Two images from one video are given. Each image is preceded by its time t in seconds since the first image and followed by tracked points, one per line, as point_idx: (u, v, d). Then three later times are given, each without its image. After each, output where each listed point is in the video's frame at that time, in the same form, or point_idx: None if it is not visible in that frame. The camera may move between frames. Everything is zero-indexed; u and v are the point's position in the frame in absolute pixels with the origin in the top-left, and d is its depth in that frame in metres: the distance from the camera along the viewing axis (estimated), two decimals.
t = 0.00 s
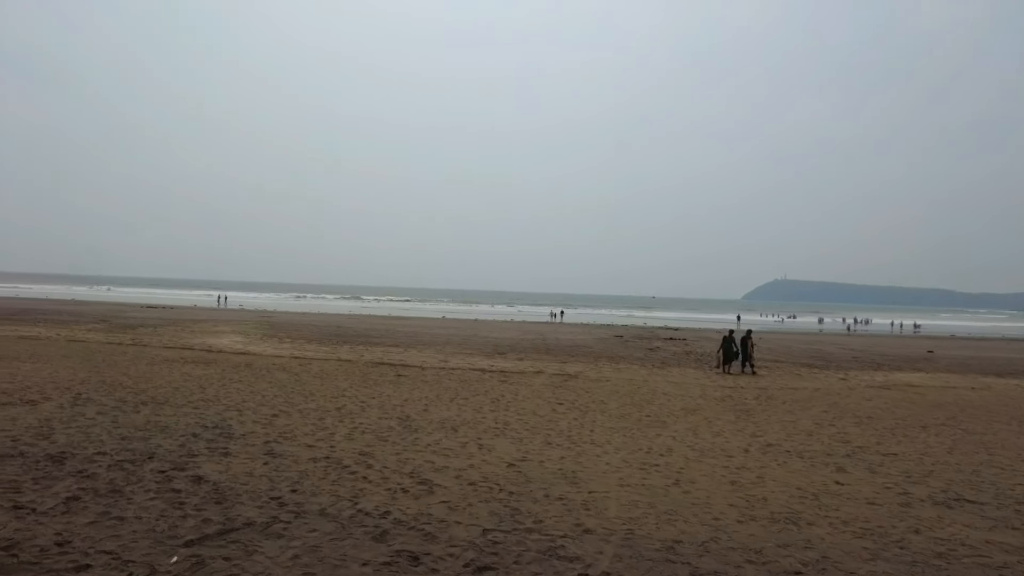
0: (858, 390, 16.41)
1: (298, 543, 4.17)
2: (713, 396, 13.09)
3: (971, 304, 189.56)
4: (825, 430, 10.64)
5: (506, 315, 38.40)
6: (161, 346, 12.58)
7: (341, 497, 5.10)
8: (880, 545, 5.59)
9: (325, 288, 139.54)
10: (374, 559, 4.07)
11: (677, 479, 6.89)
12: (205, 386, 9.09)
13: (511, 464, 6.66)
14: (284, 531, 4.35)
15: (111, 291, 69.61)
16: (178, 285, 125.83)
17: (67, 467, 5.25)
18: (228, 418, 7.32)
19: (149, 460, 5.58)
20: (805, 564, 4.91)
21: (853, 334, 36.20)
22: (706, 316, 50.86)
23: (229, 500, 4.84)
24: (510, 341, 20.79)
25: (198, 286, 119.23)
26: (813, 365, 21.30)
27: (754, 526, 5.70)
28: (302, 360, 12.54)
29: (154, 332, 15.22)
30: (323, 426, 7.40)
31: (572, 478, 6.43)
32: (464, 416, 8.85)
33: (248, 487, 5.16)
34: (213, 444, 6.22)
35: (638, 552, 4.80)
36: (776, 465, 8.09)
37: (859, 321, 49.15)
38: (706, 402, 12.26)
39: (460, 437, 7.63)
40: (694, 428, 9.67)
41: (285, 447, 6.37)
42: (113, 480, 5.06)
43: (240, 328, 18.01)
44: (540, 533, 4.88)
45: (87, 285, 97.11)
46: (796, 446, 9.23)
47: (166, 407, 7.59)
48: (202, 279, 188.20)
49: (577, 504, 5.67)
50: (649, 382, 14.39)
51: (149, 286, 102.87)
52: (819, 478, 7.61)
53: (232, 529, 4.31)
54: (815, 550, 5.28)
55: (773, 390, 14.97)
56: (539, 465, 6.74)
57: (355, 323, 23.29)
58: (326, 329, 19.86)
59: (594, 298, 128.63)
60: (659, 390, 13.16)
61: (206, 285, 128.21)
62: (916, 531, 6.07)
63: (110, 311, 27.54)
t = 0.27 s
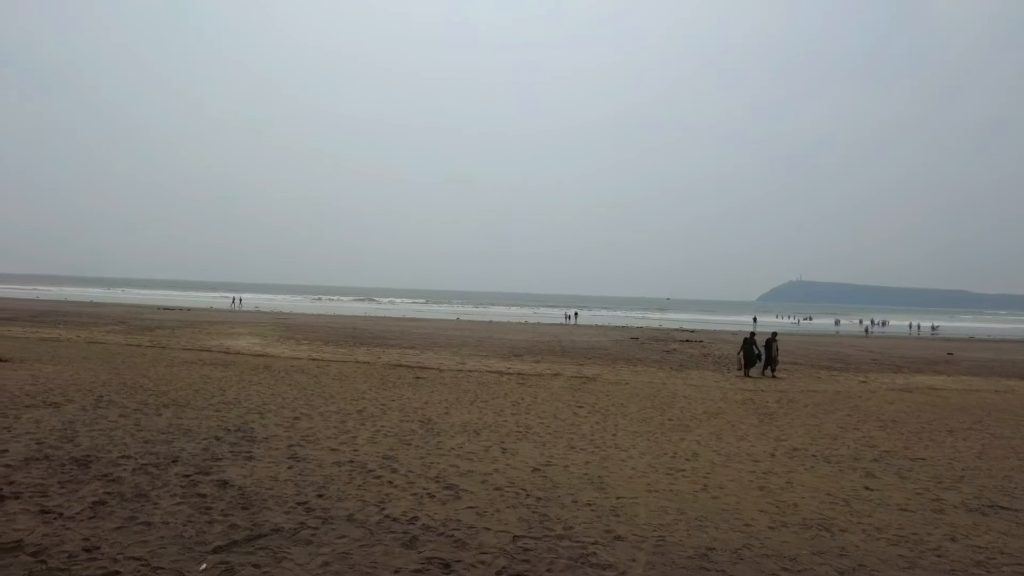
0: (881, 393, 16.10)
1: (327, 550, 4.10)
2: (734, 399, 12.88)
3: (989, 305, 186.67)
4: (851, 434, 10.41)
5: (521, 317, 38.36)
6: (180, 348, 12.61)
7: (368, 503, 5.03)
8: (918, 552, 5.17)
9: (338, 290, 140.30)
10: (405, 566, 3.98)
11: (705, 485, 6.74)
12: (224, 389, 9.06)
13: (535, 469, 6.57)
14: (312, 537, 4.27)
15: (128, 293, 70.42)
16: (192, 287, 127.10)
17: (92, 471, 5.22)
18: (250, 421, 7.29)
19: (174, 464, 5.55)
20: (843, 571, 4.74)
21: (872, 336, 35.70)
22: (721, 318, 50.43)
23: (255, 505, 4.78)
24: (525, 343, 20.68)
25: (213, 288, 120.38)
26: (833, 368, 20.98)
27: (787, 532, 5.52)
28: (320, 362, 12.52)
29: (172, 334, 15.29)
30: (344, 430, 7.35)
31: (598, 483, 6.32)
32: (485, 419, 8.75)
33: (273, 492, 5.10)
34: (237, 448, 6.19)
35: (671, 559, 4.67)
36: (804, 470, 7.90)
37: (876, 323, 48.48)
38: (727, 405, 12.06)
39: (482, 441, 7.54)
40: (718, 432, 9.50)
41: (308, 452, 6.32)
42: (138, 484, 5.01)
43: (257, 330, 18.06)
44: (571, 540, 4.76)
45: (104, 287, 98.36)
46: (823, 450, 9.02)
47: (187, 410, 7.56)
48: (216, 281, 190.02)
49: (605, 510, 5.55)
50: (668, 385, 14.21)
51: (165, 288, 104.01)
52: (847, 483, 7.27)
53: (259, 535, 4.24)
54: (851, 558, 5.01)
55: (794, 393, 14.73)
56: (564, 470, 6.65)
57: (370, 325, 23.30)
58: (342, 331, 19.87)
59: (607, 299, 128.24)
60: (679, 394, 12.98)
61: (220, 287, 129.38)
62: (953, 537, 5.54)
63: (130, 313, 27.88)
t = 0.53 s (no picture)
0: (894, 394, 15.91)
1: (345, 554, 4.02)
2: (746, 400, 12.74)
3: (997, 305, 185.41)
4: (868, 435, 10.25)
5: (528, 317, 38.26)
6: (190, 348, 12.59)
7: (384, 505, 4.95)
8: (946, 556, 4.98)
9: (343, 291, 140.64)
10: (425, 570, 3.90)
11: (723, 486, 6.62)
12: (234, 389, 9.00)
13: (551, 470, 6.49)
14: (330, 541, 4.18)
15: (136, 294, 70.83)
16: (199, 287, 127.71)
17: (105, 473, 5.16)
18: (261, 422, 7.23)
19: (187, 466, 5.48)
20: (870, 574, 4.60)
21: (881, 336, 35.43)
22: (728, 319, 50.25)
23: (270, 508, 4.71)
24: (533, 343, 20.58)
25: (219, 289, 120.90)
26: (844, 369, 20.78)
27: (809, 533, 5.37)
28: (329, 363, 12.45)
29: (181, 335, 15.28)
30: (357, 431, 7.28)
31: (616, 485, 6.22)
32: (497, 420, 8.65)
33: (288, 495, 5.04)
34: (250, 450, 6.13)
35: (695, 563, 4.55)
36: (822, 470, 7.76)
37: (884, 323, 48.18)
38: (740, 406, 11.92)
39: (496, 442, 7.46)
40: (732, 433, 9.37)
41: (322, 454, 6.26)
42: (152, 486, 4.95)
43: (265, 331, 18.04)
44: (592, 544, 4.66)
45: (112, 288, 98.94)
46: (840, 451, 8.87)
47: (198, 411, 7.49)
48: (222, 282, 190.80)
49: (625, 513, 5.44)
50: (679, 385, 14.08)
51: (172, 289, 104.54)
52: (867, 484, 7.09)
53: (276, 539, 4.16)
54: (877, 561, 4.84)
55: (807, 393, 14.57)
56: (580, 472, 6.55)
57: (378, 326, 23.27)
58: (350, 332, 19.84)
59: (612, 300, 127.98)
60: (691, 394, 12.85)
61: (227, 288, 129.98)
62: (980, 540, 5.35)
63: (138, 313, 27.97)
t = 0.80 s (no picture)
0: (903, 393, 15.73)
1: (353, 558, 3.91)
2: (754, 400, 12.60)
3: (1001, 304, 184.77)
4: (879, 435, 10.09)
5: (531, 317, 38.14)
6: (193, 348, 12.49)
7: (391, 508, 4.85)
8: (967, 559, 4.84)
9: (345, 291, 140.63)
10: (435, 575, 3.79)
11: (735, 487, 6.50)
12: (238, 389, 8.90)
13: (560, 471, 6.38)
14: (337, 545, 4.08)
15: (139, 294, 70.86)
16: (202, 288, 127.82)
17: (107, 474, 5.06)
18: (266, 423, 7.13)
19: (191, 467, 5.38)
20: None
21: (887, 335, 35.20)
22: (732, 318, 50.02)
23: (276, 510, 4.61)
24: (537, 343, 20.47)
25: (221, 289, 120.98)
26: (851, 368, 20.61)
27: (826, 536, 5.24)
28: (334, 363, 12.35)
29: (185, 335, 15.19)
30: (362, 432, 7.18)
31: (626, 486, 6.10)
32: (504, 420, 8.54)
33: (294, 496, 4.93)
34: (254, 450, 6.03)
35: (711, 567, 4.43)
36: (835, 470, 7.62)
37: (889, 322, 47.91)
38: (748, 406, 11.78)
39: (503, 442, 7.35)
40: (742, 433, 9.24)
41: (327, 455, 6.16)
42: (155, 487, 4.85)
43: (269, 330, 17.94)
44: (605, 547, 4.54)
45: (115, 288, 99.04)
46: (852, 451, 8.73)
47: (201, 411, 7.40)
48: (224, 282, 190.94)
49: (637, 515, 5.33)
50: (686, 385, 13.94)
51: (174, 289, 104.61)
52: (882, 484, 6.96)
53: (282, 542, 4.06)
54: (897, 564, 4.71)
55: (815, 393, 14.41)
56: (590, 473, 6.44)
57: (381, 326, 23.19)
58: (354, 331, 19.74)
59: (614, 300, 127.79)
60: (698, 394, 12.72)
61: (229, 289, 130.05)
62: (1000, 542, 5.21)
63: (142, 313, 27.90)
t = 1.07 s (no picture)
0: (908, 393, 15.58)
1: (354, 568, 3.77)
2: (759, 400, 12.46)
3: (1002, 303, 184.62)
4: (888, 436, 9.95)
5: (531, 316, 38.01)
6: (192, 348, 12.35)
7: (394, 514, 4.71)
8: (986, 566, 4.70)
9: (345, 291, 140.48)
10: None
11: (744, 491, 6.36)
12: (237, 390, 8.76)
13: (565, 474, 6.24)
14: (338, 553, 3.94)
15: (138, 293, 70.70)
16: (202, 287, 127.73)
17: (101, 479, 4.92)
18: (265, 425, 6.98)
19: (188, 471, 5.24)
20: None
21: (889, 335, 35.04)
22: (733, 318, 49.86)
23: (275, 517, 4.47)
24: (539, 342, 20.33)
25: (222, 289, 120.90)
26: (854, 368, 20.46)
27: (840, 542, 5.10)
28: (334, 363, 12.21)
29: (184, 334, 15.05)
30: (363, 434, 7.04)
31: (633, 490, 5.96)
32: (507, 422, 8.40)
33: (293, 502, 4.79)
34: (253, 453, 5.90)
35: None
36: (844, 473, 7.48)
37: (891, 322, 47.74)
38: (753, 407, 11.64)
39: (507, 444, 7.21)
40: (748, 435, 9.10)
41: (327, 458, 6.02)
42: (150, 493, 4.71)
43: (269, 330, 17.79)
44: (614, 555, 4.40)
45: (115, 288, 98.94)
46: (860, 453, 8.59)
47: (200, 413, 7.26)
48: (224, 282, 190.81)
49: (646, 520, 5.19)
50: (690, 385, 13.79)
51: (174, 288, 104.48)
52: (894, 488, 6.83)
53: (281, 551, 3.92)
54: (914, 572, 4.57)
55: (819, 393, 14.27)
56: (596, 476, 6.29)
57: (382, 325, 23.04)
58: (354, 331, 19.61)
59: (614, 299, 127.63)
60: (702, 394, 12.57)
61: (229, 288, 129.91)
62: (1019, 548, 5.07)
63: (142, 313, 27.78)
